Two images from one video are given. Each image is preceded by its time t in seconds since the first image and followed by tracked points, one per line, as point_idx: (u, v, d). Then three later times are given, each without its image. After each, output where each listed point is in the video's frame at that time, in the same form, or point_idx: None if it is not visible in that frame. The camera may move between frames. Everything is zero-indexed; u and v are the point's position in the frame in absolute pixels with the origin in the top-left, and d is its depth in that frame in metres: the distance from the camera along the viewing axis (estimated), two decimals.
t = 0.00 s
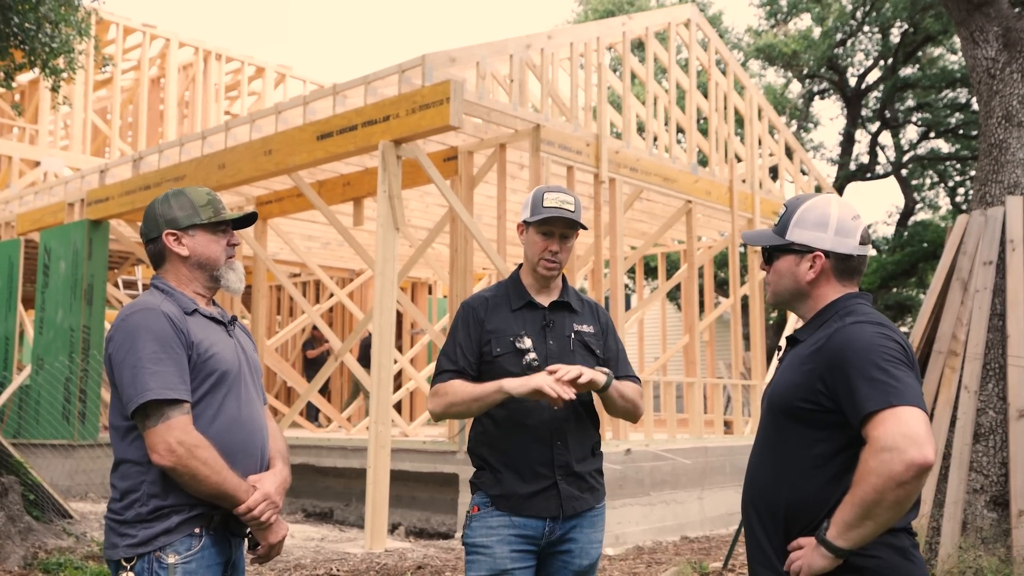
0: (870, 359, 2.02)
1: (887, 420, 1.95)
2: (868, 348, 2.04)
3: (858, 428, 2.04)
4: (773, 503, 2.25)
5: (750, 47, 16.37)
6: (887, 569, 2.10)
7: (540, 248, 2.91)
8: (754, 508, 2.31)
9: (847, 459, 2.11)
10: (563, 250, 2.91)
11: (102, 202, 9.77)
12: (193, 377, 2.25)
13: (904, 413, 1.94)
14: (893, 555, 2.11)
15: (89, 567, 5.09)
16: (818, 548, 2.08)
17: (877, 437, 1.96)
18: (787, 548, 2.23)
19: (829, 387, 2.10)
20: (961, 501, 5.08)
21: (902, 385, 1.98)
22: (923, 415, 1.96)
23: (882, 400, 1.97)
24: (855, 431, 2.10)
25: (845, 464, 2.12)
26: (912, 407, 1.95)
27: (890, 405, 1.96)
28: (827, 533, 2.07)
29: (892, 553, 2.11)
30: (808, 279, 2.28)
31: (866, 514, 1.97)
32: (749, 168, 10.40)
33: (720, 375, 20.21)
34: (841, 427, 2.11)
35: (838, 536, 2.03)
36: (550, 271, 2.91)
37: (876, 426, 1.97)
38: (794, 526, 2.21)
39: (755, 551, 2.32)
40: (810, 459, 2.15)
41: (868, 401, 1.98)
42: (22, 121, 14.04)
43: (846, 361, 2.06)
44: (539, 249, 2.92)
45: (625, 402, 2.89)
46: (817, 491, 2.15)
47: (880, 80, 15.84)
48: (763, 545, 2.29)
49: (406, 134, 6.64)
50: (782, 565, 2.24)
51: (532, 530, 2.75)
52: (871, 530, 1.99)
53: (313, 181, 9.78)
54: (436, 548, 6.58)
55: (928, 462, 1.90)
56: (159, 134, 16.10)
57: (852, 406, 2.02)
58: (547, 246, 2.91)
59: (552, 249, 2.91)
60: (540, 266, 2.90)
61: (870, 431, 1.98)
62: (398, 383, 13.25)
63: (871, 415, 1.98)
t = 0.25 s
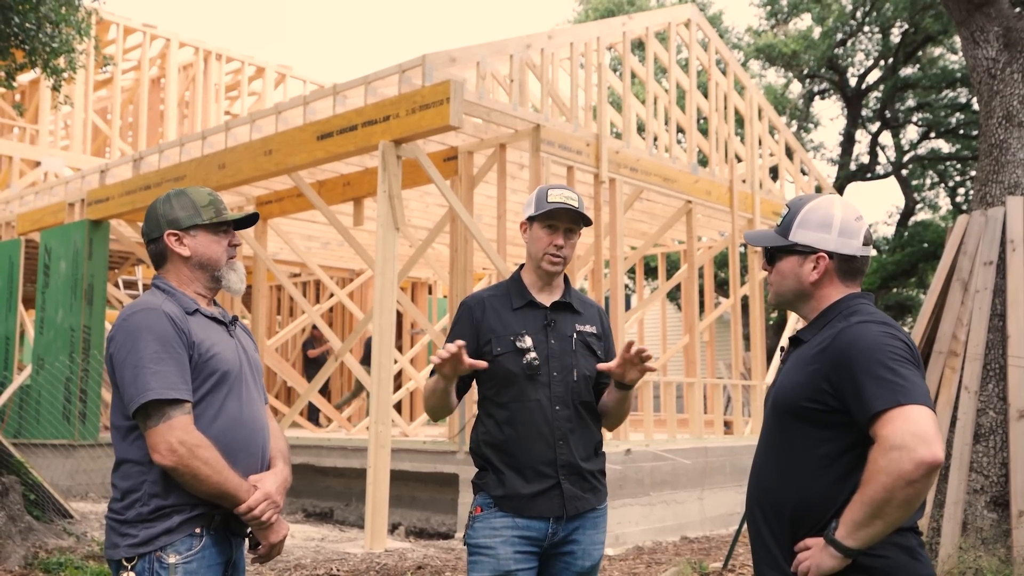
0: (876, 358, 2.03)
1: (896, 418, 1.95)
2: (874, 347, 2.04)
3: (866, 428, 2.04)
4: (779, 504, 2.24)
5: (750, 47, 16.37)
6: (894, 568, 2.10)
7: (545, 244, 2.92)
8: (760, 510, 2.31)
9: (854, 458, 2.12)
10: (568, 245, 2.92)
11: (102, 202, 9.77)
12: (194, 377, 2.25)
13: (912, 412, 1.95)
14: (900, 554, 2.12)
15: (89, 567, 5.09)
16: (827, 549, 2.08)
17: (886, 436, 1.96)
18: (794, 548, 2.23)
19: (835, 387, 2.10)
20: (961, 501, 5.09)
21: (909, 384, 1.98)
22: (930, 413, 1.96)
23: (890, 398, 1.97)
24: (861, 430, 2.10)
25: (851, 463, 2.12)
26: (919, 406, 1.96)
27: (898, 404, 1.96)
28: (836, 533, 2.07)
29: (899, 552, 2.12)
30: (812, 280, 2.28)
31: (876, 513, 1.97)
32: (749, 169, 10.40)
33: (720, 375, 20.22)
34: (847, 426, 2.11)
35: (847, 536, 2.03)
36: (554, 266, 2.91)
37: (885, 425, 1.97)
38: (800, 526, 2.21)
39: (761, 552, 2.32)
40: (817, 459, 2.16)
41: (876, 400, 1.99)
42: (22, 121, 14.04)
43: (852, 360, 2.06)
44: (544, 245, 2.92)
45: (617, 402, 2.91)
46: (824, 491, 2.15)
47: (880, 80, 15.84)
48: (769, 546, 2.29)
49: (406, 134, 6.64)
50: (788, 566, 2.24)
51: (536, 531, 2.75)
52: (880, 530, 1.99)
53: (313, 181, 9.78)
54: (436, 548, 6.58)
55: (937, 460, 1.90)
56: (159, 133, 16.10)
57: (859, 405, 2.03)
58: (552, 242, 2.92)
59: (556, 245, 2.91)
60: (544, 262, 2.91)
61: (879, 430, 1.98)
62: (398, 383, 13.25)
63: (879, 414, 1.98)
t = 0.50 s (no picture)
0: (883, 357, 2.03)
1: (904, 418, 1.95)
2: (880, 347, 2.04)
3: (873, 427, 2.04)
4: (783, 504, 2.24)
5: (750, 47, 16.38)
6: (899, 568, 2.10)
7: (546, 245, 2.92)
8: (763, 510, 2.31)
9: (859, 457, 2.12)
10: (569, 246, 2.92)
11: (102, 202, 9.77)
12: (194, 377, 2.25)
13: (920, 411, 1.95)
14: (905, 553, 2.12)
15: (89, 567, 5.09)
16: (833, 548, 2.08)
17: (895, 435, 1.96)
18: (799, 548, 2.23)
19: (841, 386, 2.10)
20: (961, 501, 5.09)
21: (916, 383, 1.98)
22: (938, 412, 1.96)
23: (898, 398, 1.97)
24: (866, 429, 2.10)
25: (857, 462, 2.12)
26: (927, 405, 1.96)
27: (906, 403, 1.96)
28: (843, 532, 2.07)
29: (904, 551, 2.12)
30: (813, 280, 2.28)
31: (884, 512, 1.97)
32: (749, 168, 10.40)
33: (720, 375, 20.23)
34: (853, 426, 2.11)
35: (855, 535, 2.03)
36: (556, 268, 2.91)
37: (893, 424, 1.97)
38: (805, 526, 2.21)
39: (764, 552, 2.31)
40: (822, 459, 2.15)
41: (883, 400, 1.99)
42: (22, 121, 14.04)
43: (859, 359, 2.06)
44: (545, 246, 2.92)
45: (622, 404, 2.93)
46: (830, 491, 2.15)
47: (879, 80, 15.84)
48: (772, 545, 2.29)
49: (406, 134, 6.64)
50: (793, 566, 2.24)
51: (540, 531, 2.74)
52: (888, 529, 1.99)
53: (313, 181, 9.78)
54: (436, 548, 6.58)
55: (945, 459, 1.90)
56: (159, 134, 16.09)
57: (866, 404, 2.03)
58: (553, 243, 2.91)
59: (557, 246, 2.91)
60: (546, 263, 2.91)
61: (887, 429, 1.98)
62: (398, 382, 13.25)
63: (886, 413, 1.98)
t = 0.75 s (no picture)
0: (888, 357, 2.03)
1: (909, 418, 1.95)
2: (885, 347, 2.04)
3: (877, 427, 2.04)
4: (786, 504, 2.24)
5: (750, 46, 16.38)
6: (902, 568, 2.10)
7: (544, 246, 2.92)
8: (765, 509, 2.31)
9: (863, 457, 2.12)
10: (567, 245, 2.92)
11: (103, 203, 9.78)
12: (195, 377, 2.26)
13: (925, 411, 1.95)
14: (907, 553, 2.12)
15: (90, 568, 5.10)
16: (836, 548, 2.08)
17: (899, 435, 1.96)
18: (801, 548, 2.23)
19: (845, 387, 2.11)
20: (961, 501, 5.08)
21: (921, 383, 1.99)
22: (942, 412, 1.96)
23: (903, 397, 1.97)
24: (869, 430, 2.10)
25: (860, 462, 2.12)
26: (932, 405, 1.96)
27: (911, 403, 1.96)
28: (846, 532, 2.07)
29: (906, 551, 2.12)
30: (816, 279, 2.28)
31: (888, 512, 1.97)
32: (749, 168, 10.40)
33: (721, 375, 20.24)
34: (857, 426, 2.11)
35: (858, 535, 2.03)
36: (554, 268, 2.91)
37: (897, 424, 1.97)
38: (807, 526, 2.21)
39: (766, 552, 2.32)
40: (825, 459, 2.16)
41: (889, 399, 1.99)
42: (22, 122, 14.05)
43: (864, 359, 2.06)
44: (544, 246, 2.92)
45: (623, 401, 2.94)
46: (832, 490, 2.15)
47: (880, 79, 15.84)
48: (774, 545, 2.29)
49: (406, 134, 6.64)
50: (794, 566, 2.24)
51: (544, 531, 2.74)
52: (891, 529, 1.99)
53: (313, 181, 9.78)
54: (436, 548, 6.58)
55: (951, 459, 1.90)
56: (160, 134, 16.10)
57: (871, 404, 2.03)
58: (551, 243, 2.91)
59: (556, 245, 2.91)
60: (544, 264, 2.91)
61: (892, 429, 1.99)
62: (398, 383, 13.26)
63: (891, 413, 1.98)
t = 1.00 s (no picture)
0: (888, 357, 2.03)
1: (909, 418, 1.95)
2: (885, 347, 2.04)
3: (877, 427, 2.04)
4: (786, 504, 2.24)
5: (750, 47, 16.37)
6: (902, 568, 2.10)
7: (548, 247, 2.91)
8: (765, 509, 2.31)
9: (863, 457, 2.12)
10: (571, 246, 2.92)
11: (103, 203, 9.78)
12: (196, 377, 2.26)
13: (925, 411, 1.95)
14: (907, 554, 2.12)
15: (91, 568, 5.10)
16: (836, 548, 2.08)
17: (899, 435, 1.96)
18: (801, 549, 2.22)
19: (845, 387, 2.10)
20: (962, 501, 5.08)
21: (921, 383, 1.98)
22: (942, 412, 1.96)
23: (903, 397, 1.97)
24: (869, 430, 2.10)
25: (860, 463, 2.12)
26: (932, 405, 1.96)
27: (911, 403, 1.96)
28: (846, 532, 2.06)
29: (906, 552, 2.12)
30: (817, 279, 2.28)
31: (888, 512, 1.97)
32: (749, 168, 10.39)
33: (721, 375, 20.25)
34: (858, 426, 2.11)
35: (858, 535, 2.03)
36: (557, 270, 2.91)
37: (897, 424, 1.97)
38: (807, 526, 2.20)
39: (765, 552, 2.31)
40: (825, 459, 2.15)
41: (889, 399, 1.98)
42: (22, 122, 14.05)
43: (864, 359, 2.06)
44: (548, 247, 2.91)
45: (625, 400, 2.92)
46: (832, 491, 2.14)
47: (880, 79, 15.84)
48: (774, 545, 2.28)
49: (407, 134, 6.64)
50: (794, 566, 2.24)
51: (546, 531, 2.74)
52: (891, 529, 1.99)
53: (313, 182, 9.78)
54: (437, 548, 6.58)
55: (950, 459, 1.90)
56: (160, 134, 16.10)
57: (871, 404, 2.02)
58: (556, 244, 2.91)
59: (560, 246, 2.91)
60: (547, 266, 2.91)
61: (891, 429, 1.98)
62: (399, 383, 13.26)
63: (891, 413, 1.98)
